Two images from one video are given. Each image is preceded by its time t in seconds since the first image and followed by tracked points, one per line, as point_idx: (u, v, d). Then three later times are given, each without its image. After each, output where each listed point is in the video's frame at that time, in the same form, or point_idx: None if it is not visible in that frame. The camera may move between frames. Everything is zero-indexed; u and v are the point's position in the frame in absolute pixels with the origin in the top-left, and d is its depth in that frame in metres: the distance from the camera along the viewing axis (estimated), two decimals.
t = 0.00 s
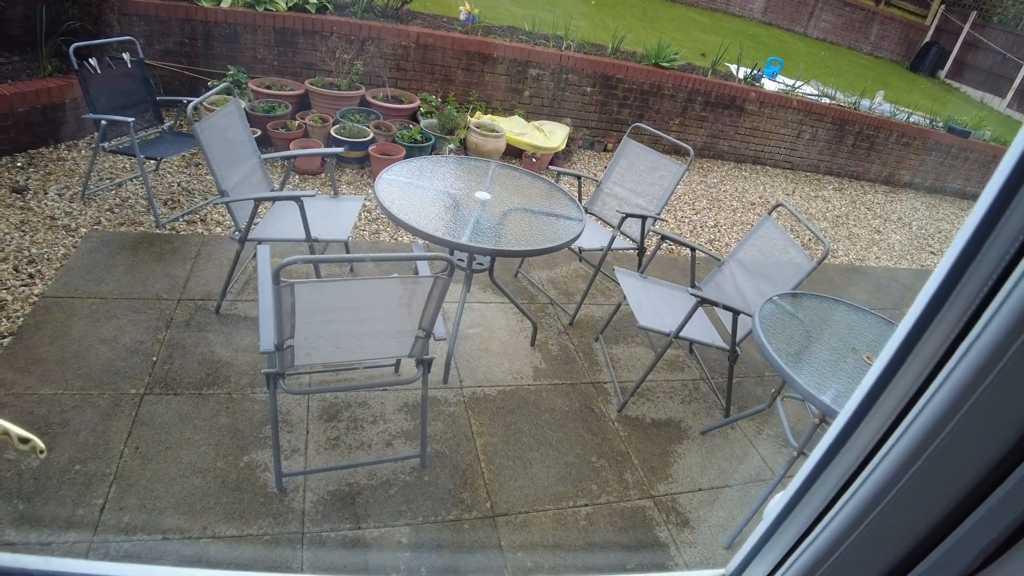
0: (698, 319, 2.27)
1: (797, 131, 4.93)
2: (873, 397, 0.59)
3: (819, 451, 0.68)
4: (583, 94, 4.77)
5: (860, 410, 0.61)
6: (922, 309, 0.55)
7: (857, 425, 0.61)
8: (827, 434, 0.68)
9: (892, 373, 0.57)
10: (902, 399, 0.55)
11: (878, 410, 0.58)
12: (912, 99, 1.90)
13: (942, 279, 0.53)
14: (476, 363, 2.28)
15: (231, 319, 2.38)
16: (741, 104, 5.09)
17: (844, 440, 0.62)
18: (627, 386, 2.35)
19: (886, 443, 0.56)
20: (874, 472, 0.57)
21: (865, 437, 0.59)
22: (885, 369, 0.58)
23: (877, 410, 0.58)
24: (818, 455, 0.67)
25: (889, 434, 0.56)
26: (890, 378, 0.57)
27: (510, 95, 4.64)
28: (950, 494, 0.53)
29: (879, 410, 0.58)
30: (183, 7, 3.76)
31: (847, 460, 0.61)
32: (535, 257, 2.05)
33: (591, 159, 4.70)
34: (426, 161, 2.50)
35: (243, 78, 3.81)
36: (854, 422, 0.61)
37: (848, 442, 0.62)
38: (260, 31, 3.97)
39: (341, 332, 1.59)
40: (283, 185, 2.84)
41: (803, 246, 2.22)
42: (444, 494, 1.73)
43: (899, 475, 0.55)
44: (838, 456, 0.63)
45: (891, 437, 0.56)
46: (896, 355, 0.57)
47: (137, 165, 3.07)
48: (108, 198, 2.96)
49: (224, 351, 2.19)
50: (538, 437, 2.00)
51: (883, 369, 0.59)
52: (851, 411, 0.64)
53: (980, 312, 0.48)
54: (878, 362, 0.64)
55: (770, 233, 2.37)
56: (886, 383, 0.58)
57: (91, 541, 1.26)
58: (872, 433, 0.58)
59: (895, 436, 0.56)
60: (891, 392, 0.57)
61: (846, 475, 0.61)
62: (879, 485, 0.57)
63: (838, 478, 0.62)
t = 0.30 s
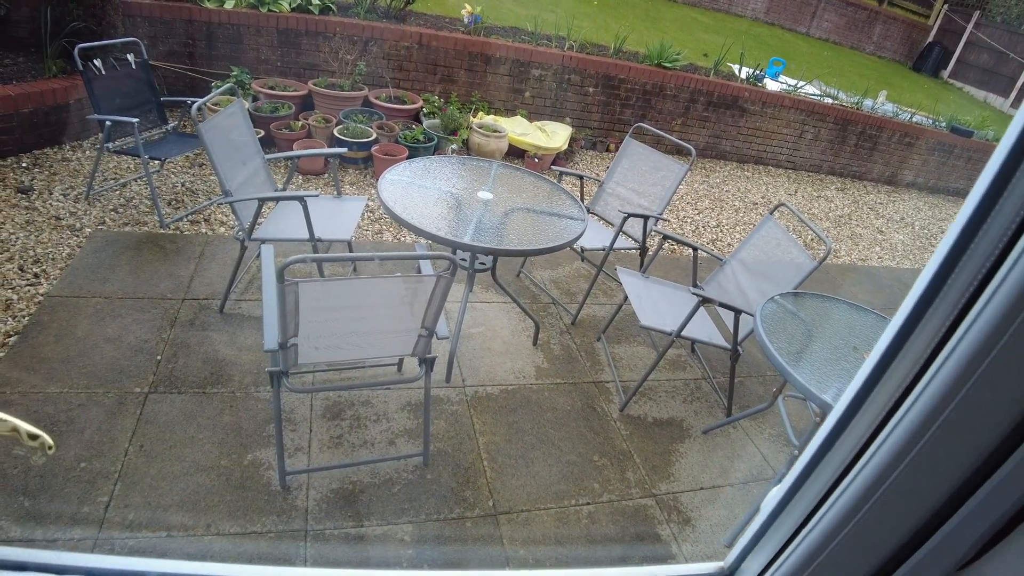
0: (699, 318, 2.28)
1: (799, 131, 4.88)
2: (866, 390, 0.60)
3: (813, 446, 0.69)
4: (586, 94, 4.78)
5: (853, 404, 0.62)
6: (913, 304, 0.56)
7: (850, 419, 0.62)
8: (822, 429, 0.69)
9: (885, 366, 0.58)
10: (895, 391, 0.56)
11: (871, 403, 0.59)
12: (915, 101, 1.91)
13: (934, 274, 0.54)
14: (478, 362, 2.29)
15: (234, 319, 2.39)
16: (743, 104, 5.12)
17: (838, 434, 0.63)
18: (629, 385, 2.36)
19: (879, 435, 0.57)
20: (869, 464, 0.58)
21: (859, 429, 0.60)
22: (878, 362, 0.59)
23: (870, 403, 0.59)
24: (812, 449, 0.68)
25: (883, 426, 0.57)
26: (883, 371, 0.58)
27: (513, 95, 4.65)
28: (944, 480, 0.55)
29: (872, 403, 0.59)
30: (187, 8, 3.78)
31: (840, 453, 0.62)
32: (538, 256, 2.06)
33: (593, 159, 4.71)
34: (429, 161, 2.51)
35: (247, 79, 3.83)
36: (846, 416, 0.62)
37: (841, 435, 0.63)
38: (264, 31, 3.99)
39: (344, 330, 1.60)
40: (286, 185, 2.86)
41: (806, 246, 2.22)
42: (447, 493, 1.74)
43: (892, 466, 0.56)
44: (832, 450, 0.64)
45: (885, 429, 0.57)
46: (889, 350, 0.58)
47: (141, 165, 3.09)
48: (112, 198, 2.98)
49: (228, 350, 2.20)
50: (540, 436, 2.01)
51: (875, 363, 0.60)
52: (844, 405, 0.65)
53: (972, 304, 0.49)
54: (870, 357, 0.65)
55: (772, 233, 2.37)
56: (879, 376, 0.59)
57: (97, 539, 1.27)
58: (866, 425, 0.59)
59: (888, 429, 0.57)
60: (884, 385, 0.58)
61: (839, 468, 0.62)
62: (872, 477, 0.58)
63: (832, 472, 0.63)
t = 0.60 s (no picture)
0: (702, 318, 2.28)
1: (802, 131, 4.92)
2: (869, 392, 0.60)
3: (816, 447, 0.69)
4: (588, 94, 4.76)
5: (856, 405, 0.62)
6: (917, 305, 0.56)
7: (852, 421, 0.62)
8: (824, 430, 0.69)
9: (888, 368, 0.58)
10: (899, 393, 0.56)
11: (874, 405, 0.59)
12: (920, 100, 1.90)
13: (937, 275, 0.54)
14: (481, 362, 2.29)
15: (238, 319, 2.40)
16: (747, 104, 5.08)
17: (840, 436, 0.63)
18: (631, 385, 2.36)
19: (883, 437, 0.58)
20: (872, 465, 0.58)
21: (862, 431, 0.60)
22: (880, 364, 0.59)
23: (873, 405, 0.59)
24: (815, 450, 0.68)
25: (886, 428, 0.57)
26: (886, 373, 0.58)
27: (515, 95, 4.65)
28: (949, 477, 0.55)
29: (876, 404, 0.59)
30: (189, 9, 3.79)
31: (844, 455, 0.62)
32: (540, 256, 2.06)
33: (595, 159, 4.72)
34: (431, 161, 2.51)
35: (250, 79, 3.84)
36: (849, 418, 0.62)
37: (844, 437, 0.63)
38: (267, 32, 3.99)
39: (347, 331, 1.60)
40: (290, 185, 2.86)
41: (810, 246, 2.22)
42: (449, 493, 1.74)
43: (896, 467, 0.56)
44: (835, 452, 0.64)
45: (888, 430, 0.57)
46: (892, 351, 0.58)
47: (145, 165, 3.10)
48: (115, 198, 2.99)
49: (232, 350, 2.20)
50: (543, 436, 2.01)
51: (878, 364, 0.60)
52: (847, 407, 0.65)
53: (977, 304, 0.49)
54: (871, 358, 0.65)
55: (776, 233, 2.37)
56: (882, 378, 0.59)
57: (100, 541, 1.27)
58: (869, 427, 0.59)
59: (892, 430, 0.57)
60: (887, 387, 0.58)
61: (842, 470, 0.62)
62: (876, 479, 0.58)
63: (835, 473, 0.63)
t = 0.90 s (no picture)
0: (705, 317, 2.27)
1: (805, 130, 4.95)
2: (875, 392, 0.60)
3: (821, 447, 0.69)
4: (590, 94, 4.78)
5: (862, 406, 0.62)
6: (923, 305, 0.56)
7: (858, 421, 0.62)
8: (830, 430, 0.69)
9: (894, 368, 0.58)
10: (903, 394, 0.56)
11: (879, 406, 0.59)
12: (923, 98, 1.90)
13: (942, 274, 0.54)
14: (483, 362, 2.29)
15: (242, 318, 2.40)
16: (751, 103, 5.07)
17: (846, 436, 0.64)
18: (635, 385, 2.36)
19: (887, 438, 0.58)
20: (876, 466, 0.59)
21: (867, 432, 0.60)
22: (886, 364, 0.59)
23: (879, 405, 0.59)
24: (820, 450, 0.69)
25: (890, 429, 0.58)
26: (892, 373, 0.58)
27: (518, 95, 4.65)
28: (953, 477, 0.54)
29: (881, 405, 0.59)
30: (192, 9, 3.80)
31: (849, 455, 0.63)
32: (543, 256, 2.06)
33: (598, 159, 4.73)
34: (435, 160, 2.51)
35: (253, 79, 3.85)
36: (855, 419, 0.62)
37: (850, 437, 0.63)
38: (270, 32, 4.00)
39: (350, 330, 1.61)
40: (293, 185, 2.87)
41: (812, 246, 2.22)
42: (453, 492, 1.74)
43: (900, 469, 0.56)
44: (841, 452, 0.64)
45: (893, 431, 0.57)
46: (898, 352, 0.58)
47: (148, 166, 3.11)
48: (119, 198, 3.00)
49: (235, 350, 2.20)
50: (546, 435, 2.01)
51: (884, 365, 0.60)
52: (853, 407, 0.65)
53: (982, 305, 0.49)
54: (878, 359, 0.65)
55: (778, 233, 2.37)
56: (887, 378, 0.59)
57: (102, 542, 1.28)
58: (874, 427, 0.60)
59: (896, 432, 0.57)
60: (892, 387, 0.58)
61: (847, 471, 0.62)
62: (879, 480, 0.58)
63: (840, 474, 0.63)
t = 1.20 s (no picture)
0: (711, 317, 2.26)
1: (808, 129, 4.97)
2: (886, 395, 0.60)
3: (832, 449, 0.69)
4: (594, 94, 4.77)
5: (873, 409, 0.62)
6: (936, 307, 0.55)
7: (869, 424, 0.62)
8: (841, 432, 0.69)
9: (905, 371, 0.58)
10: (915, 397, 0.56)
11: (890, 409, 0.59)
12: (926, 98, 1.89)
13: (955, 276, 0.53)
14: (488, 361, 2.29)
15: (246, 317, 2.39)
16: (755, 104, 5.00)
17: (856, 438, 0.63)
18: (639, 384, 2.35)
19: (899, 441, 0.57)
20: (887, 469, 0.58)
21: (879, 435, 0.60)
22: (897, 368, 0.59)
23: (890, 408, 0.59)
24: (831, 453, 0.68)
25: (902, 432, 0.57)
26: (904, 376, 0.58)
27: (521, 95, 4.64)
28: (967, 482, 0.54)
29: (892, 408, 0.59)
30: (195, 9, 3.80)
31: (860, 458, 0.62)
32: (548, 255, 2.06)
33: (601, 159, 4.73)
34: (439, 159, 2.51)
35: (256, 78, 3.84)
36: (866, 422, 0.62)
37: (861, 440, 0.62)
38: (273, 32, 4.00)
39: (354, 329, 1.60)
40: (297, 184, 2.86)
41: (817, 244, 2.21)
42: (458, 491, 1.74)
43: (911, 473, 0.56)
44: (852, 455, 0.64)
45: (905, 434, 0.57)
46: (910, 354, 0.57)
47: (151, 165, 3.12)
48: (123, 198, 3.00)
49: (239, 349, 2.20)
50: (550, 435, 2.00)
51: (895, 368, 0.60)
52: (864, 410, 0.64)
53: (994, 309, 0.49)
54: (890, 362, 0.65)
55: (783, 232, 2.36)
56: (899, 381, 0.58)
57: (106, 539, 1.27)
58: (885, 430, 0.59)
59: (907, 435, 0.56)
60: (905, 389, 0.57)
61: (858, 474, 0.62)
62: (890, 483, 0.58)
63: (851, 477, 0.63)
